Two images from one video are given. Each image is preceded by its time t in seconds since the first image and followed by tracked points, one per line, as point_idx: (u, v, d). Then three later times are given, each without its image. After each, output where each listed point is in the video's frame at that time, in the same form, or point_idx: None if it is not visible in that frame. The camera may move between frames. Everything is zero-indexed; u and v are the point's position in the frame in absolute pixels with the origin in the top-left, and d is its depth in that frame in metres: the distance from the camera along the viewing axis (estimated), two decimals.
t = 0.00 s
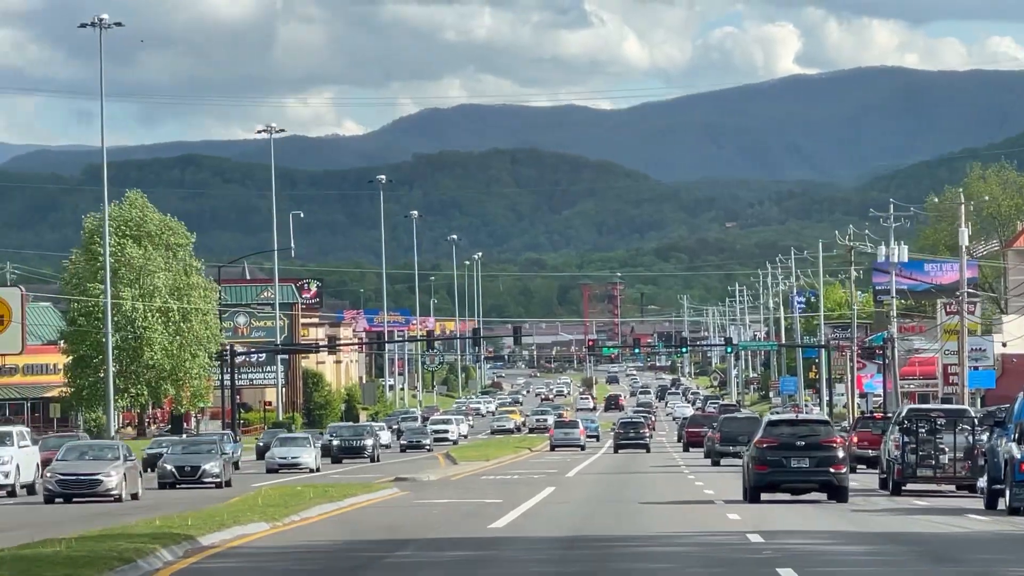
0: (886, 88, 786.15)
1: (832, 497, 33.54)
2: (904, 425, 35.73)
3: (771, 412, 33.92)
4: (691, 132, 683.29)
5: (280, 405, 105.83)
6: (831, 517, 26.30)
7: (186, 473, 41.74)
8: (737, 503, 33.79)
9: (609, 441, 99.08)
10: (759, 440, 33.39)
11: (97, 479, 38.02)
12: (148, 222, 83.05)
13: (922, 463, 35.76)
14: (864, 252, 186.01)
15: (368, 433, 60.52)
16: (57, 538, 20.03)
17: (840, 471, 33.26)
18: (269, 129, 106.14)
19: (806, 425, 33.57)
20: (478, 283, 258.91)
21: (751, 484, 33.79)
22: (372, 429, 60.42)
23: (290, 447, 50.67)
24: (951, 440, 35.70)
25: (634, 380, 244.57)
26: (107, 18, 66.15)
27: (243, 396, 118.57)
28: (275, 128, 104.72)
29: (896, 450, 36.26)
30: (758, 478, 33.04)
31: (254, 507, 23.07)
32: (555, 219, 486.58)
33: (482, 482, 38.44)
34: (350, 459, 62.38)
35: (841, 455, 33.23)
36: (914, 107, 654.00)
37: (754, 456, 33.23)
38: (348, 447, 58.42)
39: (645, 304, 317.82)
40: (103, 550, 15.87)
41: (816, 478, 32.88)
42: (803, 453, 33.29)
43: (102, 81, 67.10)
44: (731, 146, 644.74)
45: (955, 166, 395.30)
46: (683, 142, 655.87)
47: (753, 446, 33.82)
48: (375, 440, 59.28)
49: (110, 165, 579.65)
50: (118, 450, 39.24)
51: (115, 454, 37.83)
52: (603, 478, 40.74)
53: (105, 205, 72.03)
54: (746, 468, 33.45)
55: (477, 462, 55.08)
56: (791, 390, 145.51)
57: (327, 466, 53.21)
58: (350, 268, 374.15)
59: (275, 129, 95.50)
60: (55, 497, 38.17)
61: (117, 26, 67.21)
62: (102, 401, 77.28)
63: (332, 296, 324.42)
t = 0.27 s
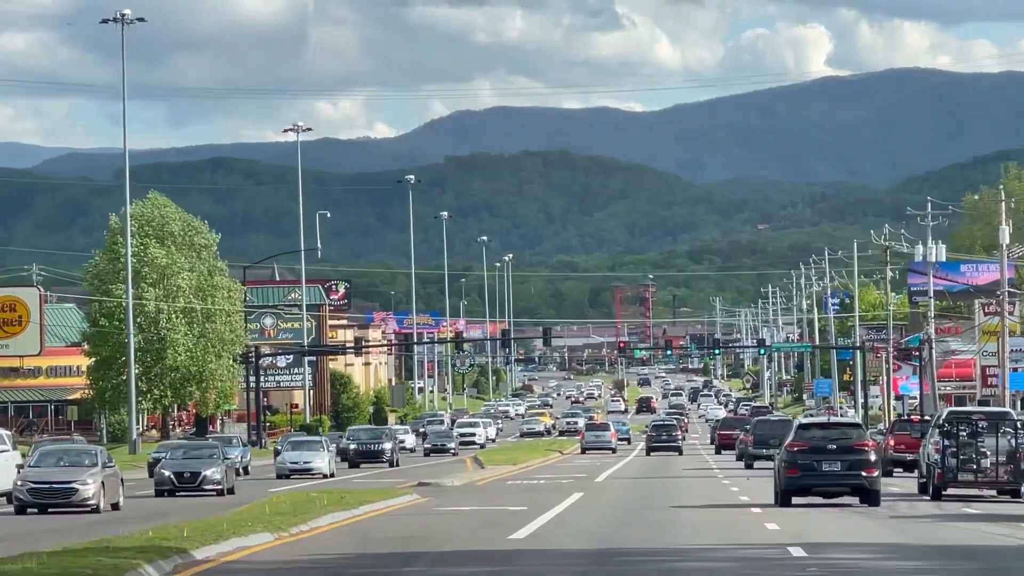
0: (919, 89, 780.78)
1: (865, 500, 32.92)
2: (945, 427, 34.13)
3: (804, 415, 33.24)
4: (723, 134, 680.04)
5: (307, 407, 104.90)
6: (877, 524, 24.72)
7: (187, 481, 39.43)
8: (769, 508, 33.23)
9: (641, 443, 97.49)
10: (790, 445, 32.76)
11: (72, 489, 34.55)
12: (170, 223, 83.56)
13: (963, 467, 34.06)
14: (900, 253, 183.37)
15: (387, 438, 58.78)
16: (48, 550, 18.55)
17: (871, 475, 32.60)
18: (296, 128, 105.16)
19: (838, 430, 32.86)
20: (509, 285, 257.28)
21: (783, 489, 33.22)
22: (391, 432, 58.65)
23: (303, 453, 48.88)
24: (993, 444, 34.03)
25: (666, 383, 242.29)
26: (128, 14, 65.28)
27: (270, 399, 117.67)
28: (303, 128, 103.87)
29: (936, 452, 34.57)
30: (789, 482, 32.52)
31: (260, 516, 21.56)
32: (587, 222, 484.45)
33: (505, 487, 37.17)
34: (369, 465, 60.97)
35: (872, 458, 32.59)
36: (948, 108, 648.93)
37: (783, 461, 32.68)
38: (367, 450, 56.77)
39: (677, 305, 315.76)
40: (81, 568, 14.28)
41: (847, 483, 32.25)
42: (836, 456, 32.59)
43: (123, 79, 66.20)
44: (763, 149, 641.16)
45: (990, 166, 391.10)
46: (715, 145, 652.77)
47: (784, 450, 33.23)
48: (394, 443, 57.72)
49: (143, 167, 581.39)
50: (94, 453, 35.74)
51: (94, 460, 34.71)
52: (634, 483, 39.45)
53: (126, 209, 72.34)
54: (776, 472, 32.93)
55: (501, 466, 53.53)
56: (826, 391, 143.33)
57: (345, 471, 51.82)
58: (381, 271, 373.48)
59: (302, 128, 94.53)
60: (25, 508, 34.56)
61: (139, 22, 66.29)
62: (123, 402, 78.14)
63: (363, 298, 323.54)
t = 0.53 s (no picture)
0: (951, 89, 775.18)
1: (894, 502, 32.35)
2: (984, 429, 32.45)
3: (831, 419, 32.75)
4: (754, 136, 676.99)
5: (332, 408, 104.02)
6: (918, 533, 23.18)
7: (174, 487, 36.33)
8: (798, 508, 32.71)
9: (670, 445, 95.91)
10: (818, 447, 32.17)
11: (34, 496, 30.35)
12: (191, 222, 83.02)
13: (1001, 470, 32.32)
14: (931, 251, 181.16)
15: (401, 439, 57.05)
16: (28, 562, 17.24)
17: (901, 479, 31.98)
18: (321, 125, 104.05)
19: (868, 431, 32.13)
20: (537, 286, 255.54)
21: (811, 489, 32.69)
22: (405, 433, 56.95)
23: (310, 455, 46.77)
24: None
25: (696, 384, 240.39)
26: (148, 7, 63.97)
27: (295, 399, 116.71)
28: (329, 126, 102.85)
29: (974, 455, 32.82)
30: (818, 486, 32.15)
31: (259, 524, 20.11)
32: (617, 223, 482.35)
33: (527, 490, 35.89)
34: (386, 466, 59.55)
35: (902, 459, 31.92)
36: (980, 108, 644.23)
37: (812, 463, 32.19)
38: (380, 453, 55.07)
39: (707, 306, 313.57)
40: None
41: (877, 485, 31.78)
42: (863, 458, 32.00)
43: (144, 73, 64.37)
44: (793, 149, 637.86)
45: None
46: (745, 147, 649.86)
47: (811, 453, 32.69)
48: (409, 445, 56.04)
49: (173, 169, 582.77)
50: (62, 456, 31.68)
51: (57, 457, 31.12)
52: (662, 487, 38.13)
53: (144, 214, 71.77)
54: (805, 476, 32.47)
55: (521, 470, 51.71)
56: (858, 392, 141.08)
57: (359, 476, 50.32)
58: (410, 271, 372.64)
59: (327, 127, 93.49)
60: None
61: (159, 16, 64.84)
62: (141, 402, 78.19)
63: (391, 299, 322.40)
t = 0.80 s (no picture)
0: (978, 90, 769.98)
1: (919, 504, 31.31)
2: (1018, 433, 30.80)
3: (856, 417, 31.66)
4: (779, 136, 674.01)
5: (351, 408, 102.75)
6: (955, 541, 21.69)
7: (145, 493, 32.46)
8: (820, 508, 31.78)
9: (694, 445, 94.29)
10: (841, 448, 31.06)
11: None
12: (208, 219, 82.04)
13: None
14: (957, 250, 179.09)
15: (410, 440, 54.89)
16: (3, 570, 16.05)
17: (925, 480, 30.94)
18: (342, 121, 102.65)
19: (892, 432, 31.13)
20: (561, 286, 254.16)
21: (834, 488, 31.71)
22: (413, 434, 54.78)
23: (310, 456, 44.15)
24: None
25: (720, 385, 238.63)
26: None
27: (314, 399, 115.36)
28: (349, 122, 101.58)
29: (1006, 458, 31.37)
30: (841, 487, 31.15)
31: (252, 530, 18.73)
32: (641, 223, 480.69)
33: (541, 495, 34.43)
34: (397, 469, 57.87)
35: (928, 461, 30.88)
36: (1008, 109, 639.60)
37: (836, 464, 31.16)
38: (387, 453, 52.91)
39: (732, 306, 311.61)
40: None
41: (901, 486, 30.65)
42: (888, 459, 30.88)
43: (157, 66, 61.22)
44: (819, 150, 634.67)
45: None
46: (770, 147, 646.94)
47: (837, 453, 31.54)
48: (417, 448, 53.58)
49: (198, 168, 583.36)
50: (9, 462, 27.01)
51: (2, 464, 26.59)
52: (682, 490, 36.65)
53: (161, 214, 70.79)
54: (830, 477, 31.42)
55: (535, 472, 49.59)
56: (884, 393, 139.23)
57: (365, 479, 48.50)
58: (434, 271, 371.71)
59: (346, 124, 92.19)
60: None
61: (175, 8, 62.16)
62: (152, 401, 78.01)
63: (415, 300, 321.69)
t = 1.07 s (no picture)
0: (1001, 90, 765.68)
1: (944, 508, 30.14)
2: None
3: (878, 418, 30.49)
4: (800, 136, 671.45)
5: (365, 408, 101.74)
6: (992, 552, 20.12)
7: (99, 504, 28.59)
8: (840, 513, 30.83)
9: (714, 446, 92.70)
10: (864, 448, 29.92)
11: None
12: (219, 216, 80.90)
13: None
14: (981, 249, 176.81)
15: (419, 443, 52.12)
16: None
17: (948, 482, 29.69)
18: (357, 118, 101.40)
19: (914, 433, 29.99)
20: (581, 287, 252.74)
21: (855, 494, 30.59)
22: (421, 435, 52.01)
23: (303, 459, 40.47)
24: None
25: (740, 385, 237.16)
26: None
27: (329, 399, 114.31)
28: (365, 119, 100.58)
29: None
30: (863, 488, 29.93)
31: (232, 539, 17.44)
32: (662, 222, 479.19)
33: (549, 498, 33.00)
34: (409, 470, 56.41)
35: (951, 463, 29.64)
36: None
37: (857, 464, 29.95)
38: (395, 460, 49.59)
39: (753, 306, 309.94)
40: None
41: (923, 488, 29.45)
42: (910, 460, 29.73)
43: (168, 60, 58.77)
44: (840, 150, 631.87)
45: None
46: (791, 147, 644.42)
47: (857, 454, 30.44)
48: (420, 449, 50.50)
49: (219, 168, 583.74)
50: None
51: None
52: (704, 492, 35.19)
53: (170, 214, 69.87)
54: (851, 478, 30.22)
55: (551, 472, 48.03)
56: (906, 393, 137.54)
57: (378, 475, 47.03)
58: (455, 272, 370.68)
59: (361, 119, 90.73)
60: None
61: None
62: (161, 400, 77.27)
63: (434, 300, 320.97)
